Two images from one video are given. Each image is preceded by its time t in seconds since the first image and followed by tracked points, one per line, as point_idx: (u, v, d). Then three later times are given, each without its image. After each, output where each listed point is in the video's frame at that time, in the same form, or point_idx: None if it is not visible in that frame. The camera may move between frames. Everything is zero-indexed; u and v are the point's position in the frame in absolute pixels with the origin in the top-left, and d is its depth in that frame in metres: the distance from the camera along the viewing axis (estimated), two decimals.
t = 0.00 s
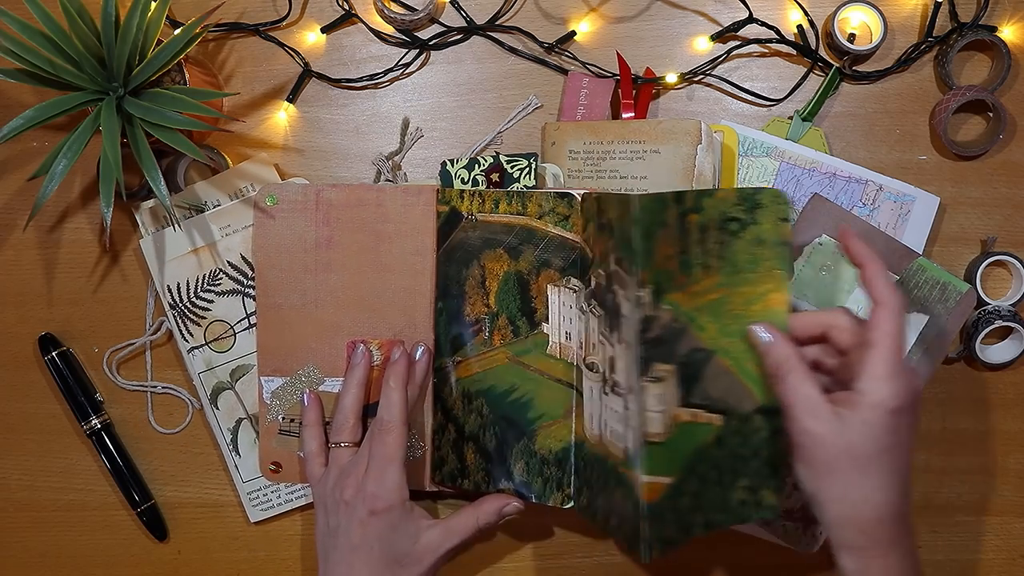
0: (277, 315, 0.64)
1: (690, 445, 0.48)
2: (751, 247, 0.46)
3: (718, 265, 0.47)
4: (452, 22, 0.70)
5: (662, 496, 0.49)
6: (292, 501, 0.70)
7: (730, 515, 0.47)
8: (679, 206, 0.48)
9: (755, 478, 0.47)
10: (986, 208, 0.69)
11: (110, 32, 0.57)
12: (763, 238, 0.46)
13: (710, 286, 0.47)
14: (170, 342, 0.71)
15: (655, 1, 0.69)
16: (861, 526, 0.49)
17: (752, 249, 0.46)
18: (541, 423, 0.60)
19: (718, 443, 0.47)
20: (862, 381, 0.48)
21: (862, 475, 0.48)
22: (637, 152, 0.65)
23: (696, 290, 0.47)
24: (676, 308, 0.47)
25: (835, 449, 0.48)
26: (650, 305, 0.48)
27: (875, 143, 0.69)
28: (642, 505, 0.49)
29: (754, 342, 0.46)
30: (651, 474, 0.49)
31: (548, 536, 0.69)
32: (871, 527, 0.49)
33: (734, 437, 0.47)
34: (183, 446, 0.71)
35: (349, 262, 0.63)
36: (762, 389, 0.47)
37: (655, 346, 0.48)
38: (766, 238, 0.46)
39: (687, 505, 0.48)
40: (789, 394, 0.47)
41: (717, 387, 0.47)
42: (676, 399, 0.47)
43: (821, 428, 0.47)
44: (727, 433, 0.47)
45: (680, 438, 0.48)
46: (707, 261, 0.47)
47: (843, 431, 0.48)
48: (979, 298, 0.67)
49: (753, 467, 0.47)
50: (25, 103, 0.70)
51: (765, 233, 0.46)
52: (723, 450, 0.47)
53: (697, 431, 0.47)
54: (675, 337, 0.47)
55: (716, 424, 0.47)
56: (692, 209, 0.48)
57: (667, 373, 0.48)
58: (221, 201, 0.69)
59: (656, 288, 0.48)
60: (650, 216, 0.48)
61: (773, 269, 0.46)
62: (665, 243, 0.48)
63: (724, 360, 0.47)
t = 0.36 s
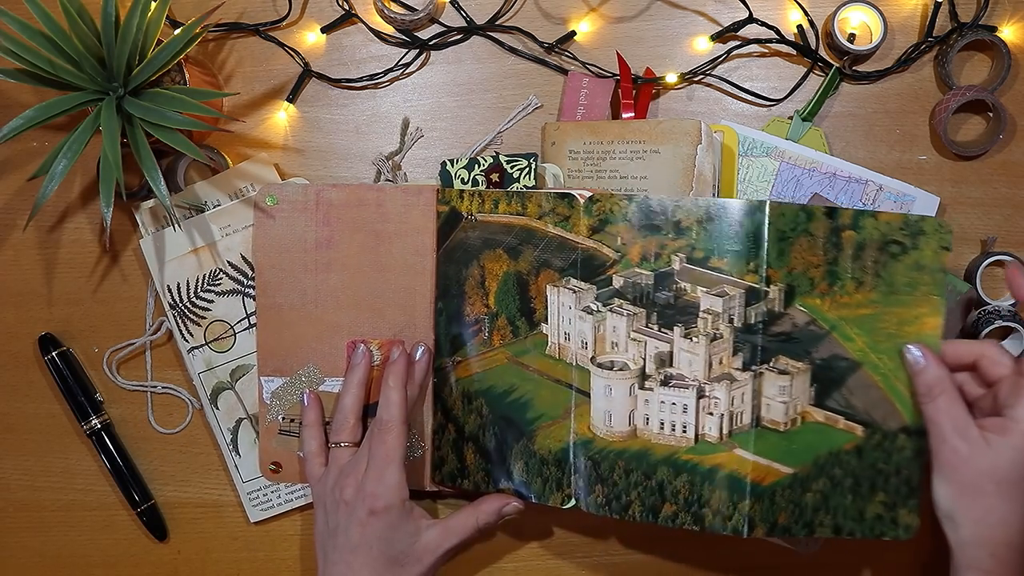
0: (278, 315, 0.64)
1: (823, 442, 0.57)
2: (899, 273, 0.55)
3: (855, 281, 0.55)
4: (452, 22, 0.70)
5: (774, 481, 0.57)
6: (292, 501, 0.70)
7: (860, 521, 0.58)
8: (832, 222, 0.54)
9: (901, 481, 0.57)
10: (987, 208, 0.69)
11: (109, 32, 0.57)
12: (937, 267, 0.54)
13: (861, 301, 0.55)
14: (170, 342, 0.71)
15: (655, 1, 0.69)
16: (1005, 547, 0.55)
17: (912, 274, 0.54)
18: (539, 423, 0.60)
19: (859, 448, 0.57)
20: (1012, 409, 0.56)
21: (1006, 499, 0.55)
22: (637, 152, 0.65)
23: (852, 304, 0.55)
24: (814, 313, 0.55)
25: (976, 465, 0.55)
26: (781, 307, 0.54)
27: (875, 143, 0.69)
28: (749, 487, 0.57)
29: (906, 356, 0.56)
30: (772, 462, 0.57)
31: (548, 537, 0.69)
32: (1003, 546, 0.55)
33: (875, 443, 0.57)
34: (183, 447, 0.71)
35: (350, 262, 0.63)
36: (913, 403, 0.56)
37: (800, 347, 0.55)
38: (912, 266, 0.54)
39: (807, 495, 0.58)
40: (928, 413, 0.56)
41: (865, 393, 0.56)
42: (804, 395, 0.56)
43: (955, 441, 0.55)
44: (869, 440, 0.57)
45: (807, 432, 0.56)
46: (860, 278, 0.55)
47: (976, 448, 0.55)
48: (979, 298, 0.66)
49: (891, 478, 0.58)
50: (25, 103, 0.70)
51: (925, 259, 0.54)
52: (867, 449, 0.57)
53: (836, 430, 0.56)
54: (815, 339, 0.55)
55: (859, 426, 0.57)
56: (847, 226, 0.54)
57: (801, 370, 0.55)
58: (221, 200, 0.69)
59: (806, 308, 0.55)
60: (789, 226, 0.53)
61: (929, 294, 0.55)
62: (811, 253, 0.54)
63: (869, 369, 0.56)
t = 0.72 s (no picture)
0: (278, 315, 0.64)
1: (836, 442, 0.61)
2: (903, 283, 0.60)
3: (864, 292, 0.60)
4: (452, 22, 0.70)
5: (787, 475, 0.61)
6: (291, 501, 0.70)
7: (873, 516, 0.62)
8: (841, 237, 0.60)
9: (913, 480, 0.61)
10: (986, 208, 0.69)
11: (109, 32, 0.57)
12: (939, 279, 0.60)
13: (870, 310, 0.61)
14: (170, 342, 0.71)
15: (655, 1, 0.69)
16: (1004, 536, 0.59)
17: (915, 284, 0.60)
18: (554, 426, 0.61)
19: (870, 448, 0.61)
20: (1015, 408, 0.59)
21: (1005, 491, 0.59)
22: (638, 152, 0.65)
23: (861, 312, 0.61)
24: (825, 321, 0.61)
25: (978, 462, 0.59)
26: (794, 314, 0.61)
27: (875, 142, 0.69)
28: (763, 479, 0.61)
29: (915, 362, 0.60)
30: (782, 458, 0.61)
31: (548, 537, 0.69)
32: (1002, 535, 0.59)
33: (885, 443, 0.61)
34: (183, 447, 0.71)
35: (353, 262, 0.63)
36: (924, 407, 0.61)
37: (815, 351, 0.61)
38: (915, 277, 0.60)
39: (820, 490, 0.61)
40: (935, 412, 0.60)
41: (874, 396, 0.61)
42: (816, 396, 0.61)
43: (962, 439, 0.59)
44: (880, 440, 0.61)
45: (819, 431, 0.61)
46: (868, 288, 0.61)
47: (979, 445, 0.59)
48: (979, 298, 0.67)
49: (903, 477, 0.61)
50: (25, 103, 0.70)
51: (926, 271, 0.60)
52: (879, 450, 0.61)
53: (848, 431, 0.61)
54: (827, 344, 0.61)
55: (869, 427, 0.61)
56: (855, 241, 0.60)
57: (813, 374, 0.61)
58: (221, 201, 0.69)
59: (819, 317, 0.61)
60: (802, 240, 0.60)
61: (932, 305, 0.60)
62: (824, 265, 0.60)
63: (879, 373, 0.61)
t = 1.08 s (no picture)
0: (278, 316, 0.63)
1: (831, 441, 0.62)
2: (894, 283, 0.61)
3: (858, 292, 0.61)
4: (452, 22, 0.70)
5: (785, 474, 0.62)
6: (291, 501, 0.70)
7: (867, 513, 0.62)
8: (838, 238, 0.61)
9: (905, 477, 0.62)
10: (986, 208, 0.69)
11: (109, 32, 0.57)
12: (930, 279, 0.61)
13: (864, 310, 0.61)
14: (170, 342, 0.71)
15: (655, 1, 0.69)
16: (997, 531, 0.59)
17: (907, 285, 0.61)
18: (554, 426, 0.61)
19: (864, 446, 0.62)
20: (1009, 404, 0.58)
21: (997, 487, 0.59)
22: (638, 153, 0.65)
23: (855, 313, 0.61)
24: (822, 321, 0.61)
25: (967, 456, 0.59)
26: (793, 315, 0.61)
27: (875, 143, 0.69)
28: (761, 478, 0.62)
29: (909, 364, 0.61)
30: (778, 458, 0.61)
31: (546, 537, 0.69)
32: (996, 530, 0.59)
33: (879, 441, 0.62)
34: (183, 447, 0.71)
35: (353, 262, 0.63)
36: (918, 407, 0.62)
37: (813, 351, 0.61)
38: (906, 277, 0.61)
39: (816, 488, 0.62)
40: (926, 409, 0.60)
41: (869, 395, 0.61)
42: (813, 395, 0.61)
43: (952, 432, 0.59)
44: (874, 438, 0.62)
45: (815, 430, 0.61)
46: (863, 289, 0.61)
47: (972, 441, 0.59)
48: (979, 298, 0.67)
49: (896, 474, 0.62)
50: (25, 103, 0.70)
51: (919, 272, 0.61)
52: (874, 448, 0.62)
53: (844, 430, 0.62)
54: (824, 344, 0.61)
55: (864, 426, 0.62)
56: (852, 242, 0.61)
57: (809, 373, 0.61)
58: (222, 201, 0.69)
59: (815, 318, 0.61)
60: (801, 241, 0.61)
61: (922, 305, 0.61)
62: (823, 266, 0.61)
63: (873, 373, 0.61)
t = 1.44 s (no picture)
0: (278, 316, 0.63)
1: (830, 440, 0.62)
2: (892, 283, 0.61)
3: (858, 292, 0.61)
4: (452, 22, 0.70)
5: (785, 473, 0.62)
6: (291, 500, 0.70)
7: (866, 513, 0.62)
8: (837, 238, 0.61)
9: (904, 476, 0.62)
10: (986, 208, 0.69)
11: (109, 32, 0.57)
12: (929, 279, 0.61)
13: (864, 310, 0.61)
14: (170, 342, 0.71)
15: (655, 1, 0.69)
16: (997, 529, 0.59)
17: (906, 285, 0.61)
18: (554, 426, 0.61)
19: (863, 445, 0.62)
20: (1009, 403, 0.58)
21: (998, 485, 0.59)
22: (638, 153, 0.65)
23: (854, 313, 0.61)
24: (822, 321, 0.61)
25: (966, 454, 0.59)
26: (793, 314, 0.61)
27: (875, 142, 0.69)
28: (761, 478, 0.62)
29: (908, 364, 0.61)
30: (778, 457, 0.61)
31: (546, 537, 0.69)
32: (995, 529, 0.59)
33: (878, 441, 0.62)
34: (183, 446, 0.71)
35: (354, 262, 0.63)
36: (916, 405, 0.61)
37: (812, 350, 0.61)
38: (904, 276, 0.61)
39: (815, 487, 0.62)
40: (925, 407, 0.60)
41: (868, 395, 0.61)
42: (812, 395, 0.61)
43: (951, 431, 0.59)
44: (873, 437, 0.62)
45: (815, 430, 0.62)
46: (862, 288, 0.61)
47: (972, 441, 0.59)
48: (979, 298, 0.67)
49: (895, 474, 0.62)
50: (25, 103, 0.70)
51: (917, 272, 0.61)
52: (874, 447, 0.62)
53: (843, 429, 0.62)
54: (824, 344, 0.61)
55: (864, 425, 0.62)
56: (851, 242, 0.61)
57: (809, 373, 0.61)
58: (222, 201, 0.69)
59: (813, 317, 0.61)
60: (800, 241, 0.61)
61: (921, 304, 0.61)
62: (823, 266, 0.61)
63: (873, 373, 0.61)
